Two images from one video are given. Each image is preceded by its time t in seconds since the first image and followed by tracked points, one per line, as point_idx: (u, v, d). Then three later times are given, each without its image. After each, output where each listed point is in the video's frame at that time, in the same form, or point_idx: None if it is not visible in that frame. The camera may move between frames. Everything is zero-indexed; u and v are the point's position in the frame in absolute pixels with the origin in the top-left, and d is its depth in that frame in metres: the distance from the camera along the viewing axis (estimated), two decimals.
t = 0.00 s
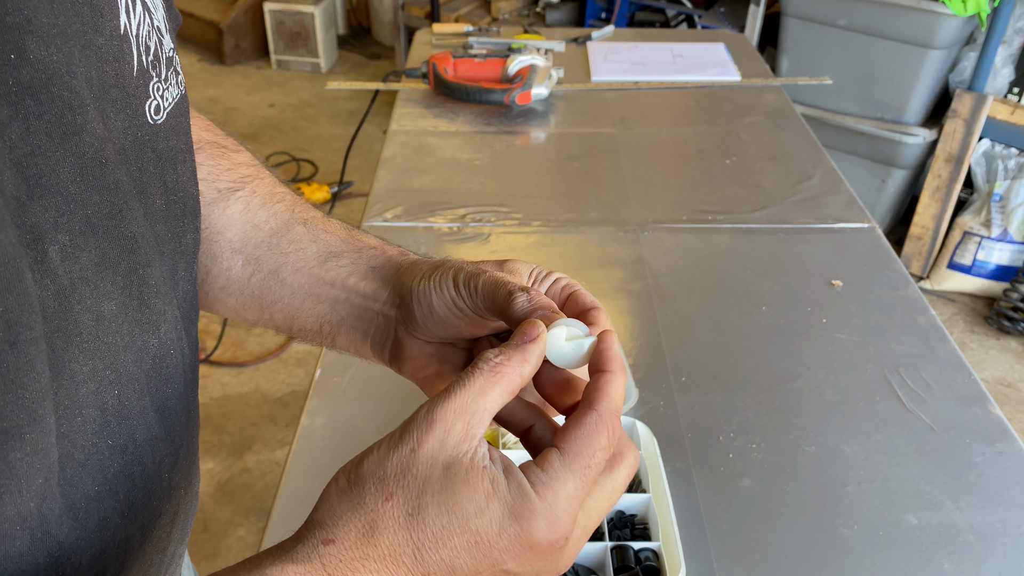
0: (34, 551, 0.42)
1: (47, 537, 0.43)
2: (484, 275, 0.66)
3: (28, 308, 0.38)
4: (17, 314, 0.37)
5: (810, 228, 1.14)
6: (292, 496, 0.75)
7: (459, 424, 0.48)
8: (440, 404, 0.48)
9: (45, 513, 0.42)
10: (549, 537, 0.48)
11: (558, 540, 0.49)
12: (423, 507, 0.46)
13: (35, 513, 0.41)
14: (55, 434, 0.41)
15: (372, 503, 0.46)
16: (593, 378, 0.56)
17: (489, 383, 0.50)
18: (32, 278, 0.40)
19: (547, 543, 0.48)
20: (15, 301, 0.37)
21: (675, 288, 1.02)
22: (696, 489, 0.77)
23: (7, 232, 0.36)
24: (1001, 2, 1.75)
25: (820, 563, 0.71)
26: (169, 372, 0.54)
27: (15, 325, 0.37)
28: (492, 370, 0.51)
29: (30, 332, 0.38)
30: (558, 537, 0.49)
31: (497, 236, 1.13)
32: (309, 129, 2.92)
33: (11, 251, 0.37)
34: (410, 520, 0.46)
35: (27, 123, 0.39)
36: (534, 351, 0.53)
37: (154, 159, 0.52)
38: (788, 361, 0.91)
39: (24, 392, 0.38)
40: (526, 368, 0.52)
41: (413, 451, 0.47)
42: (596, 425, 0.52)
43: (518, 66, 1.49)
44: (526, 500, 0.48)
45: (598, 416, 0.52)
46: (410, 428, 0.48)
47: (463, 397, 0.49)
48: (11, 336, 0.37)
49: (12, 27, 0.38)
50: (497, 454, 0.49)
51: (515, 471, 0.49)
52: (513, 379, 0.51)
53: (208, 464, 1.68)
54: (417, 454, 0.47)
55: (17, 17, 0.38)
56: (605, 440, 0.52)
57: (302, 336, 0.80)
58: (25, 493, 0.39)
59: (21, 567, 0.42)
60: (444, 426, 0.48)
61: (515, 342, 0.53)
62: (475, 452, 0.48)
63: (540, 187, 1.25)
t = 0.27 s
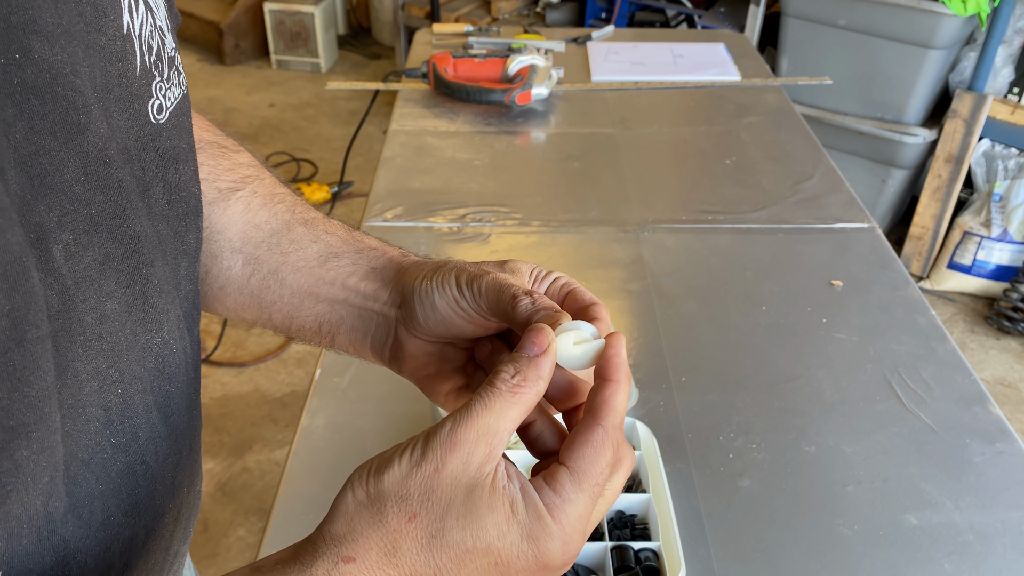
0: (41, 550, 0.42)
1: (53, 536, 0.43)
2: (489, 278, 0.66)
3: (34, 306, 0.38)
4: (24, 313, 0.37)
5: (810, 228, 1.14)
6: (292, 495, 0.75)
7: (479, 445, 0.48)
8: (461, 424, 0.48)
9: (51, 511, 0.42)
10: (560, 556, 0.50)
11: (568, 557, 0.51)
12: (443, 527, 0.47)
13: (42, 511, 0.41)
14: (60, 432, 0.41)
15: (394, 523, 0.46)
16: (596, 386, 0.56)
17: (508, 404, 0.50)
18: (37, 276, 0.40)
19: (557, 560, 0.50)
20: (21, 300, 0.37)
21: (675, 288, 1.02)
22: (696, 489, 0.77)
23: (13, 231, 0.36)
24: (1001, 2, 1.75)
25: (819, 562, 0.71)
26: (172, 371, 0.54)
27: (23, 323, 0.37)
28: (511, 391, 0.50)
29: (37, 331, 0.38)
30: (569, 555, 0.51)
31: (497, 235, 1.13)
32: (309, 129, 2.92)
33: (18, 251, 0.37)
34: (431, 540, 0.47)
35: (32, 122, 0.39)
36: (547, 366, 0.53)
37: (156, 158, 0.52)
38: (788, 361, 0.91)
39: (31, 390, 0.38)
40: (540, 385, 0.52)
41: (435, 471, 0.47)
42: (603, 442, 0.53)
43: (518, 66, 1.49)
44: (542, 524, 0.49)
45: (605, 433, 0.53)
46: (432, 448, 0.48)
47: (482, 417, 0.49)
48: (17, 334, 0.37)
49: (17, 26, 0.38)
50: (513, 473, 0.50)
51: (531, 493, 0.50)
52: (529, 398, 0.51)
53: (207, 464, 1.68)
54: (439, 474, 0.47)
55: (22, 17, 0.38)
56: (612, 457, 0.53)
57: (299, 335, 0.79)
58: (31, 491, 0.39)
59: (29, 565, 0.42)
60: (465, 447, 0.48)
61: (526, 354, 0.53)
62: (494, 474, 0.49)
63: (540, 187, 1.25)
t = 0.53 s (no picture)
0: (41, 550, 0.42)
1: (53, 535, 0.43)
2: (490, 283, 0.67)
3: (34, 307, 0.38)
4: (25, 313, 0.37)
5: (810, 228, 1.14)
6: (292, 495, 0.75)
7: (484, 448, 0.48)
8: (466, 426, 0.49)
9: (51, 510, 0.42)
10: (564, 559, 0.50)
11: (571, 561, 0.51)
12: (447, 529, 0.47)
13: (42, 510, 0.41)
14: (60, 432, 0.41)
15: (399, 523, 0.46)
16: (598, 394, 0.56)
17: (512, 407, 0.50)
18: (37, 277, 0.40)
19: (561, 564, 0.50)
20: (21, 302, 0.37)
21: (675, 288, 1.02)
22: (696, 489, 0.77)
23: (14, 232, 0.36)
24: (1001, 2, 1.75)
25: (819, 562, 0.71)
26: (171, 371, 0.55)
27: (24, 324, 0.37)
28: (515, 395, 0.51)
29: (38, 331, 0.38)
30: (572, 558, 0.51)
31: (497, 235, 1.13)
32: (309, 129, 2.92)
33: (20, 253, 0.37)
34: (435, 542, 0.47)
35: (31, 123, 0.39)
36: (550, 370, 0.53)
37: (156, 158, 0.52)
38: (788, 361, 0.91)
39: (31, 390, 0.38)
40: (543, 390, 0.52)
41: (440, 472, 0.47)
42: (605, 446, 0.53)
43: (518, 66, 1.49)
44: (546, 526, 0.49)
45: (607, 437, 0.53)
46: (437, 450, 0.48)
47: (487, 420, 0.49)
48: (19, 335, 0.37)
49: (17, 28, 0.38)
50: (517, 476, 0.50)
51: (535, 496, 0.50)
52: (533, 401, 0.51)
53: (208, 464, 1.68)
54: (443, 475, 0.47)
55: (22, 18, 0.38)
56: (613, 462, 0.53)
57: (295, 339, 0.79)
58: (32, 491, 0.39)
59: (30, 566, 0.42)
60: (469, 449, 0.48)
61: (529, 358, 0.53)
62: (499, 476, 0.49)
63: (540, 187, 1.25)
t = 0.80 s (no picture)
0: (44, 549, 0.42)
1: (58, 535, 0.43)
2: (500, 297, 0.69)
3: (37, 307, 0.38)
4: (29, 313, 0.37)
5: (809, 228, 1.14)
6: (292, 495, 0.75)
7: (483, 414, 0.49)
8: (467, 395, 0.49)
9: (55, 510, 0.42)
10: (563, 531, 0.48)
11: (572, 534, 0.49)
12: (445, 489, 0.46)
13: (46, 510, 0.41)
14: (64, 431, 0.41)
15: (396, 483, 0.46)
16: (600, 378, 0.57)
17: (511, 379, 0.51)
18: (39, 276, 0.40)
19: (561, 536, 0.49)
20: (25, 301, 0.37)
21: (675, 288, 1.03)
22: (696, 489, 0.77)
23: (17, 231, 0.36)
24: (1000, 2, 1.75)
25: (819, 562, 0.71)
26: (173, 370, 0.55)
27: (28, 323, 0.37)
28: (513, 369, 0.52)
29: (41, 330, 0.38)
30: (572, 531, 0.49)
31: (497, 236, 1.13)
32: (309, 129, 2.92)
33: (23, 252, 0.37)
34: (432, 501, 0.46)
35: (34, 123, 0.39)
36: (549, 349, 0.55)
37: (157, 157, 0.52)
38: (788, 361, 0.91)
39: (36, 390, 0.38)
40: (543, 364, 0.54)
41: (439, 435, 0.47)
42: (607, 423, 0.52)
43: (518, 66, 1.49)
44: (544, 493, 0.48)
45: (609, 414, 0.53)
46: (437, 418, 0.49)
47: (487, 390, 0.50)
48: (23, 334, 0.37)
49: (19, 27, 0.38)
50: (517, 447, 0.50)
51: (534, 465, 0.49)
52: (533, 376, 0.52)
53: (207, 464, 1.68)
54: (442, 439, 0.47)
55: (23, 17, 0.38)
56: (616, 439, 0.53)
57: (286, 351, 0.77)
58: (35, 490, 0.39)
59: (30, 565, 0.42)
60: (468, 414, 0.48)
61: (533, 342, 0.55)
62: (498, 443, 0.49)
63: (540, 187, 1.25)
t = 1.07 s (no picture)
0: (49, 548, 0.42)
1: (62, 533, 0.43)
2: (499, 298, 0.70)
3: (41, 305, 0.38)
4: (33, 312, 0.37)
5: (809, 228, 1.14)
6: (291, 495, 0.75)
7: (486, 390, 0.49)
8: (472, 372, 0.50)
9: (59, 508, 0.42)
10: (563, 510, 0.47)
11: (573, 513, 0.48)
12: (445, 463, 0.46)
13: (50, 509, 0.41)
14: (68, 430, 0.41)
15: (398, 455, 0.46)
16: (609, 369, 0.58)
17: (516, 356, 0.51)
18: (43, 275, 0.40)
19: (562, 515, 0.48)
20: (30, 300, 0.37)
21: (675, 289, 1.02)
22: (695, 489, 0.77)
23: (21, 229, 0.36)
24: (1000, 2, 1.75)
25: (818, 562, 0.71)
26: (176, 368, 0.55)
27: (33, 323, 0.37)
28: (517, 347, 0.52)
29: (45, 329, 0.38)
30: (574, 510, 0.48)
31: (497, 236, 1.13)
32: (310, 129, 2.92)
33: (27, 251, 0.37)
34: (432, 473, 0.46)
35: (37, 121, 0.39)
36: (556, 327, 0.54)
37: (159, 155, 0.52)
38: (788, 361, 0.91)
39: (40, 389, 0.38)
40: (548, 342, 0.54)
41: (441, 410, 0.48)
42: (615, 408, 0.52)
43: (518, 66, 1.49)
44: (544, 468, 0.47)
45: (616, 400, 0.53)
46: (441, 394, 0.49)
47: (491, 367, 0.50)
48: (28, 333, 0.37)
49: (21, 25, 0.38)
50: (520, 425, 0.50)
51: (537, 443, 0.49)
52: (539, 354, 0.52)
53: (208, 464, 1.68)
54: (444, 414, 0.48)
55: (25, 15, 0.38)
56: (624, 424, 0.52)
57: (276, 353, 0.76)
58: (38, 488, 0.39)
59: (36, 565, 0.42)
60: (471, 390, 0.49)
61: (540, 321, 0.55)
62: (500, 419, 0.48)
63: (540, 187, 1.25)
